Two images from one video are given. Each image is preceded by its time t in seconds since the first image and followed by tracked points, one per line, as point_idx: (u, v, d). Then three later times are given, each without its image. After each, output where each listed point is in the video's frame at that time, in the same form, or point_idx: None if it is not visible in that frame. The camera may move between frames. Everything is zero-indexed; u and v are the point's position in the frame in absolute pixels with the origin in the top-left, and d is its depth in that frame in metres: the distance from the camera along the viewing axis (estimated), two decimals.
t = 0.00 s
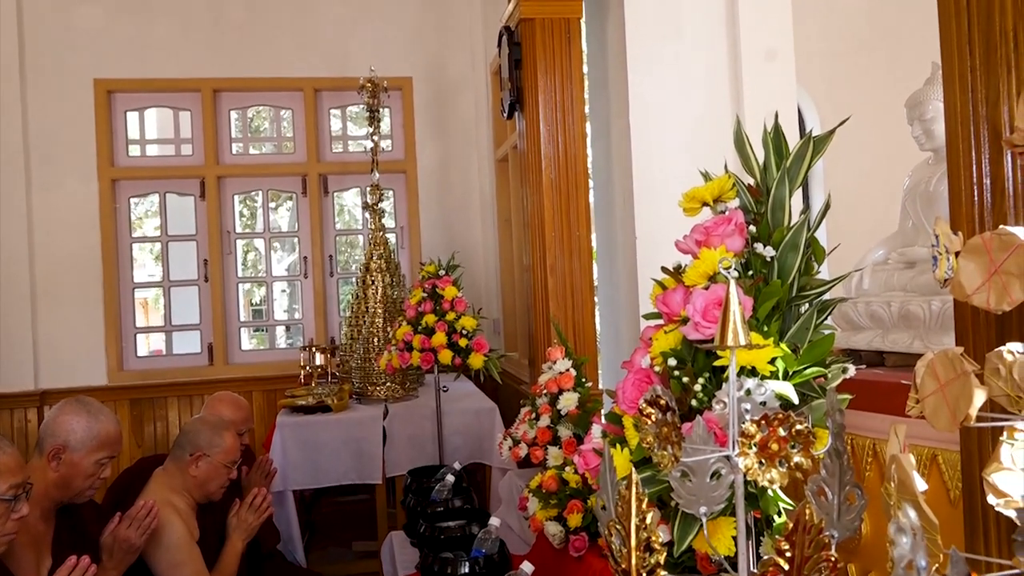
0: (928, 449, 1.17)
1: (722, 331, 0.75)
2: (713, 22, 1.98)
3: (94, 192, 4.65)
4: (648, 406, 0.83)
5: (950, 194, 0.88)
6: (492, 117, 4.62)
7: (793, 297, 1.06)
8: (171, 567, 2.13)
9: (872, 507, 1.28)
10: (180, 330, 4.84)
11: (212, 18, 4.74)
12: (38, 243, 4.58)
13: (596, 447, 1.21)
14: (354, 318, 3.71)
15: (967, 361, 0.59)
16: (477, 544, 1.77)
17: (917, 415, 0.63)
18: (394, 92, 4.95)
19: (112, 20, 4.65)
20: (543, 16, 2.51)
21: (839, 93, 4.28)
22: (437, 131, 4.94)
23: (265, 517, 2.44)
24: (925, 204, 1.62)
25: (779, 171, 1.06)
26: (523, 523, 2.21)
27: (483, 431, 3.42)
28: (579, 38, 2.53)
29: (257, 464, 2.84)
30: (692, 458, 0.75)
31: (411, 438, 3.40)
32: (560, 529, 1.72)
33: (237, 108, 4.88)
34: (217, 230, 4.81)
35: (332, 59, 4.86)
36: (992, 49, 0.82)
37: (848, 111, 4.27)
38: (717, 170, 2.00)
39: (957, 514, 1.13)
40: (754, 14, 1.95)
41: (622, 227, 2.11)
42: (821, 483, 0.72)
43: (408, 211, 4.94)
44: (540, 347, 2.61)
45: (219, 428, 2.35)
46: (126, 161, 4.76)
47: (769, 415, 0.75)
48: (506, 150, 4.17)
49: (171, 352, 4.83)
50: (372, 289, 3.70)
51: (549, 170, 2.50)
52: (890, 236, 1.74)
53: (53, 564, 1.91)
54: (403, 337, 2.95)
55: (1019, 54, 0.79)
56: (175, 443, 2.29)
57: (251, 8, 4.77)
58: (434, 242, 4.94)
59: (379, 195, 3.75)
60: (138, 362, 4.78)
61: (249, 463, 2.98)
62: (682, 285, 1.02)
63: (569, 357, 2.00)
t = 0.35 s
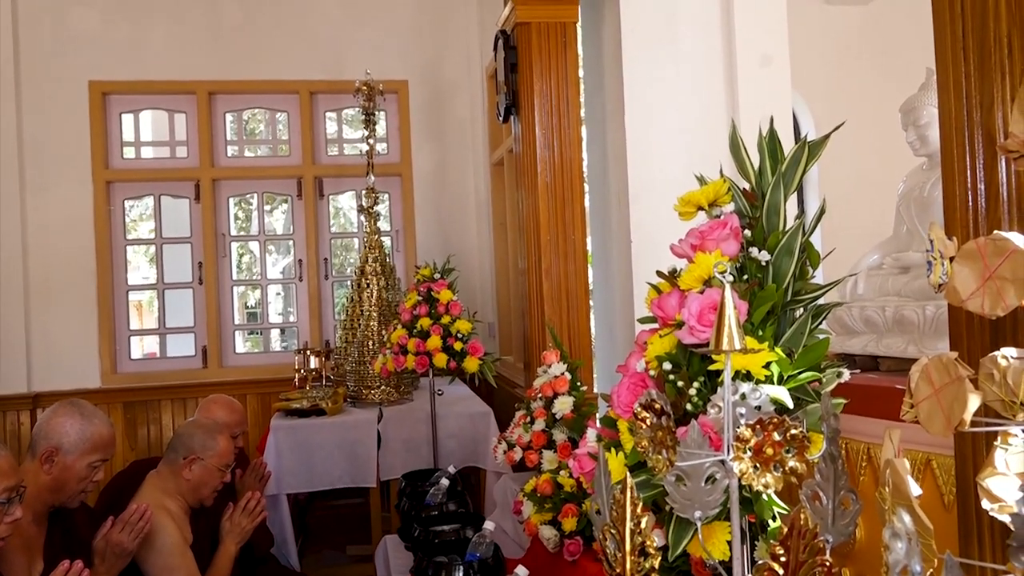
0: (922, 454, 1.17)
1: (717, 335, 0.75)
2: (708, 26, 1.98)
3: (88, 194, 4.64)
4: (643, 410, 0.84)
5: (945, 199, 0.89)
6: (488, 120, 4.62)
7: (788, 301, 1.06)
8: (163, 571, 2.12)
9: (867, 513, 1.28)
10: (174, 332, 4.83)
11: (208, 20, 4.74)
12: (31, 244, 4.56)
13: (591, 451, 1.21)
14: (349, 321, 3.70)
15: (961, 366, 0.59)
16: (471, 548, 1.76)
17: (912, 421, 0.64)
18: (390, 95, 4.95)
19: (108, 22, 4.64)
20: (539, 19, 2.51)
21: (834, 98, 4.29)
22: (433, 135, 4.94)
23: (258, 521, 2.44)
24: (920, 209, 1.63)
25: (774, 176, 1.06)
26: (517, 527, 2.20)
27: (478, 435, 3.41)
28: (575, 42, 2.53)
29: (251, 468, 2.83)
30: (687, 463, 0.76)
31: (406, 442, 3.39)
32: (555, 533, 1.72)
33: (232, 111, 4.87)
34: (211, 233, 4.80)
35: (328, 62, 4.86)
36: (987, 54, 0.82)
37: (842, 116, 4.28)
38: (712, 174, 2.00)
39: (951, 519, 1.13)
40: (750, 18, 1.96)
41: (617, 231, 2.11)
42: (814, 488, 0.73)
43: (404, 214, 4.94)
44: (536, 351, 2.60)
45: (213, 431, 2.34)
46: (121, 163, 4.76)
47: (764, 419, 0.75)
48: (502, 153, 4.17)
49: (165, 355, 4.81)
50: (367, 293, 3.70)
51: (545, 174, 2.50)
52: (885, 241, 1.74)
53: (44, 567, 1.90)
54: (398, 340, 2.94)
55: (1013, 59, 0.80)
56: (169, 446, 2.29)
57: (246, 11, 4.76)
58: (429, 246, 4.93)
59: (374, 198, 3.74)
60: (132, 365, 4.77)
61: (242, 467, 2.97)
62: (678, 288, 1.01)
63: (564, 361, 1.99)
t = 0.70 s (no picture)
0: (918, 456, 1.17)
1: (713, 338, 0.75)
2: (704, 30, 1.99)
3: (84, 198, 4.63)
4: (639, 413, 0.83)
5: (941, 202, 0.89)
6: (484, 123, 4.62)
7: (784, 304, 1.06)
8: None
9: (864, 515, 1.29)
10: (170, 336, 4.82)
11: (204, 24, 4.73)
12: (26, 249, 4.55)
13: (587, 454, 1.21)
14: (345, 325, 3.70)
15: (958, 369, 0.59)
16: (468, 551, 1.75)
17: (908, 424, 0.64)
18: (386, 99, 4.95)
19: (104, 26, 4.64)
20: (535, 23, 2.51)
21: (830, 101, 4.30)
22: (430, 138, 4.94)
23: (255, 525, 2.42)
24: (915, 211, 1.63)
25: (770, 178, 1.06)
26: (514, 530, 2.20)
27: (475, 438, 3.41)
28: (571, 46, 2.54)
29: (248, 471, 2.82)
30: (683, 466, 0.76)
31: (403, 445, 3.39)
32: (552, 536, 1.71)
33: (229, 114, 4.87)
34: (208, 236, 4.79)
35: (324, 65, 4.86)
36: (982, 57, 0.82)
37: (838, 119, 4.29)
38: (708, 176, 2.00)
39: (947, 522, 1.13)
40: (746, 21, 1.96)
41: (613, 233, 2.11)
42: (811, 491, 0.72)
43: (400, 218, 4.94)
44: (533, 354, 2.60)
45: (209, 435, 2.34)
46: (117, 167, 4.75)
47: (760, 422, 0.75)
48: (498, 156, 4.16)
49: (161, 359, 4.81)
50: (364, 296, 3.69)
51: (541, 177, 2.50)
52: (881, 244, 1.75)
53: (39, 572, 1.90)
54: (394, 344, 2.94)
55: (1008, 61, 0.80)
56: (166, 450, 2.28)
57: (242, 15, 4.76)
58: (426, 249, 4.93)
59: (371, 201, 3.74)
60: (128, 368, 4.76)
61: (239, 471, 2.96)
62: (674, 291, 1.01)
63: (561, 364, 1.99)
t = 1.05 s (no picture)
0: (916, 457, 1.17)
1: (710, 339, 0.75)
2: (702, 30, 1.98)
3: (81, 201, 4.62)
4: (636, 415, 0.83)
5: (937, 203, 0.89)
6: (481, 125, 4.62)
7: (781, 305, 1.06)
8: None
9: (862, 516, 1.29)
10: (167, 339, 4.81)
11: (200, 26, 4.73)
12: (23, 252, 4.54)
13: (584, 457, 1.20)
14: (343, 327, 3.69)
15: (954, 369, 0.59)
16: (466, 554, 1.74)
17: (904, 425, 0.63)
18: (383, 101, 4.95)
19: (99, 28, 4.63)
20: (532, 25, 2.51)
21: (827, 102, 4.30)
22: (427, 140, 4.94)
23: (252, 528, 2.40)
24: (912, 212, 1.64)
25: (767, 179, 1.06)
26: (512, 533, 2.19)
27: (472, 441, 3.40)
28: (567, 48, 2.54)
29: (245, 475, 2.82)
30: (679, 467, 0.75)
31: (400, 447, 3.38)
32: (550, 538, 1.71)
33: (225, 117, 4.87)
34: (205, 239, 4.79)
35: (321, 68, 4.85)
36: (977, 57, 0.82)
37: (835, 120, 4.29)
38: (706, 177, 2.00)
39: (946, 522, 1.13)
40: (742, 23, 1.96)
41: (610, 234, 2.11)
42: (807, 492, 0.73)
43: (398, 221, 4.93)
44: (530, 356, 2.60)
45: (206, 439, 2.34)
46: (113, 170, 4.74)
47: (757, 423, 0.75)
48: (495, 158, 4.16)
49: (158, 362, 4.80)
50: (361, 298, 3.69)
51: (538, 179, 2.50)
52: (878, 245, 1.75)
53: None
54: (391, 346, 2.94)
55: (1003, 61, 0.80)
56: (162, 453, 2.27)
57: (239, 17, 4.76)
58: (423, 251, 4.92)
59: (368, 204, 3.74)
60: (125, 371, 4.75)
61: (235, 474, 2.95)
62: (671, 292, 1.01)
63: (558, 365, 1.99)
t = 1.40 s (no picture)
0: (918, 458, 1.17)
1: (713, 340, 0.75)
2: (703, 30, 1.98)
3: (81, 202, 4.62)
4: (638, 416, 0.82)
5: (940, 203, 0.88)
6: (481, 126, 4.61)
7: (783, 305, 1.05)
8: None
9: (864, 518, 1.28)
10: (167, 340, 4.81)
11: (200, 27, 4.72)
12: (23, 254, 4.54)
13: (586, 458, 1.20)
14: (343, 328, 3.69)
15: (959, 370, 0.59)
16: (467, 555, 1.74)
17: (908, 426, 0.63)
18: (383, 102, 4.95)
19: (99, 29, 4.63)
20: (533, 25, 2.51)
21: (827, 102, 4.29)
22: (427, 141, 4.94)
23: (253, 530, 2.40)
24: (914, 213, 1.63)
25: (769, 180, 1.06)
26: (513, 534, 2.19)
27: (473, 441, 3.39)
28: (568, 48, 2.53)
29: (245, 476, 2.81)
30: (682, 469, 0.76)
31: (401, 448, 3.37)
32: (551, 539, 1.71)
33: (226, 118, 4.87)
34: (205, 240, 4.78)
35: (321, 68, 4.85)
36: (980, 57, 0.82)
37: (837, 120, 4.28)
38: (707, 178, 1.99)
39: (948, 524, 1.13)
40: (743, 23, 1.96)
41: (611, 235, 2.11)
42: (812, 494, 0.73)
43: (398, 221, 4.93)
44: (531, 357, 2.59)
45: (207, 440, 2.33)
46: (113, 170, 4.74)
47: (760, 425, 0.75)
48: (496, 159, 4.16)
49: (158, 363, 4.80)
50: (362, 299, 3.69)
51: (539, 179, 2.49)
52: (879, 245, 1.75)
53: None
54: (392, 347, 2.93)
55: (1007, 61, 0.79)
56: (163, 455, 2.27)
57: (239, 18, 4.76)
58: (424, 252, 4.92)
59: (368, 204, 3.73)
60: (126, 372, 4.75)
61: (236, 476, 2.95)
62: (672, 293, 1.01)
63: (559, 366, 1.98)
